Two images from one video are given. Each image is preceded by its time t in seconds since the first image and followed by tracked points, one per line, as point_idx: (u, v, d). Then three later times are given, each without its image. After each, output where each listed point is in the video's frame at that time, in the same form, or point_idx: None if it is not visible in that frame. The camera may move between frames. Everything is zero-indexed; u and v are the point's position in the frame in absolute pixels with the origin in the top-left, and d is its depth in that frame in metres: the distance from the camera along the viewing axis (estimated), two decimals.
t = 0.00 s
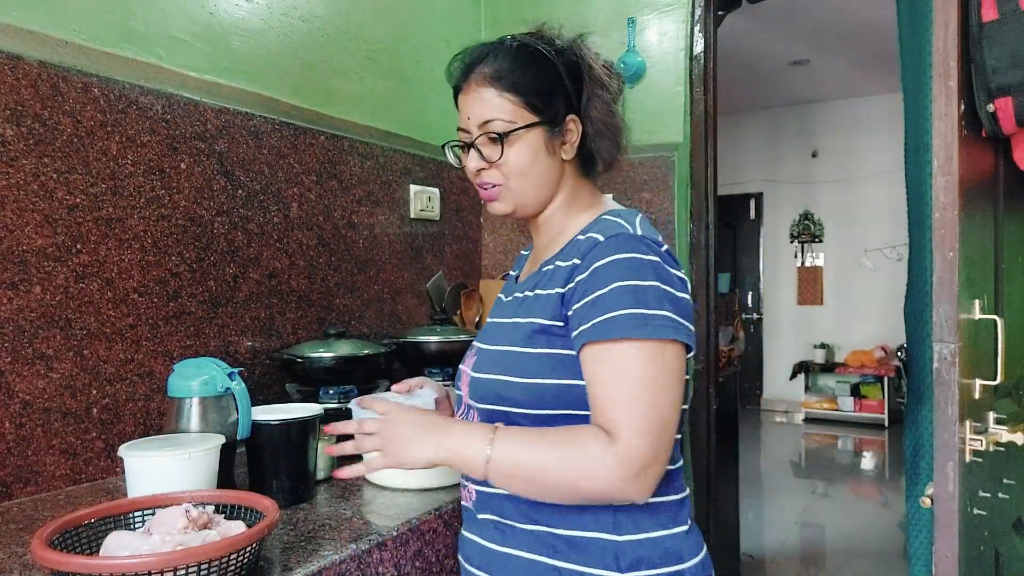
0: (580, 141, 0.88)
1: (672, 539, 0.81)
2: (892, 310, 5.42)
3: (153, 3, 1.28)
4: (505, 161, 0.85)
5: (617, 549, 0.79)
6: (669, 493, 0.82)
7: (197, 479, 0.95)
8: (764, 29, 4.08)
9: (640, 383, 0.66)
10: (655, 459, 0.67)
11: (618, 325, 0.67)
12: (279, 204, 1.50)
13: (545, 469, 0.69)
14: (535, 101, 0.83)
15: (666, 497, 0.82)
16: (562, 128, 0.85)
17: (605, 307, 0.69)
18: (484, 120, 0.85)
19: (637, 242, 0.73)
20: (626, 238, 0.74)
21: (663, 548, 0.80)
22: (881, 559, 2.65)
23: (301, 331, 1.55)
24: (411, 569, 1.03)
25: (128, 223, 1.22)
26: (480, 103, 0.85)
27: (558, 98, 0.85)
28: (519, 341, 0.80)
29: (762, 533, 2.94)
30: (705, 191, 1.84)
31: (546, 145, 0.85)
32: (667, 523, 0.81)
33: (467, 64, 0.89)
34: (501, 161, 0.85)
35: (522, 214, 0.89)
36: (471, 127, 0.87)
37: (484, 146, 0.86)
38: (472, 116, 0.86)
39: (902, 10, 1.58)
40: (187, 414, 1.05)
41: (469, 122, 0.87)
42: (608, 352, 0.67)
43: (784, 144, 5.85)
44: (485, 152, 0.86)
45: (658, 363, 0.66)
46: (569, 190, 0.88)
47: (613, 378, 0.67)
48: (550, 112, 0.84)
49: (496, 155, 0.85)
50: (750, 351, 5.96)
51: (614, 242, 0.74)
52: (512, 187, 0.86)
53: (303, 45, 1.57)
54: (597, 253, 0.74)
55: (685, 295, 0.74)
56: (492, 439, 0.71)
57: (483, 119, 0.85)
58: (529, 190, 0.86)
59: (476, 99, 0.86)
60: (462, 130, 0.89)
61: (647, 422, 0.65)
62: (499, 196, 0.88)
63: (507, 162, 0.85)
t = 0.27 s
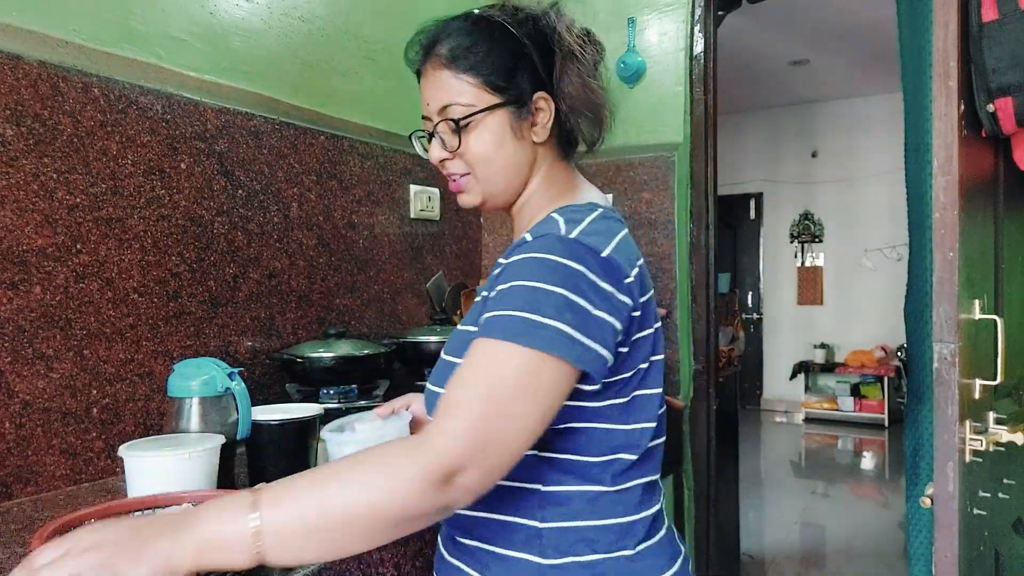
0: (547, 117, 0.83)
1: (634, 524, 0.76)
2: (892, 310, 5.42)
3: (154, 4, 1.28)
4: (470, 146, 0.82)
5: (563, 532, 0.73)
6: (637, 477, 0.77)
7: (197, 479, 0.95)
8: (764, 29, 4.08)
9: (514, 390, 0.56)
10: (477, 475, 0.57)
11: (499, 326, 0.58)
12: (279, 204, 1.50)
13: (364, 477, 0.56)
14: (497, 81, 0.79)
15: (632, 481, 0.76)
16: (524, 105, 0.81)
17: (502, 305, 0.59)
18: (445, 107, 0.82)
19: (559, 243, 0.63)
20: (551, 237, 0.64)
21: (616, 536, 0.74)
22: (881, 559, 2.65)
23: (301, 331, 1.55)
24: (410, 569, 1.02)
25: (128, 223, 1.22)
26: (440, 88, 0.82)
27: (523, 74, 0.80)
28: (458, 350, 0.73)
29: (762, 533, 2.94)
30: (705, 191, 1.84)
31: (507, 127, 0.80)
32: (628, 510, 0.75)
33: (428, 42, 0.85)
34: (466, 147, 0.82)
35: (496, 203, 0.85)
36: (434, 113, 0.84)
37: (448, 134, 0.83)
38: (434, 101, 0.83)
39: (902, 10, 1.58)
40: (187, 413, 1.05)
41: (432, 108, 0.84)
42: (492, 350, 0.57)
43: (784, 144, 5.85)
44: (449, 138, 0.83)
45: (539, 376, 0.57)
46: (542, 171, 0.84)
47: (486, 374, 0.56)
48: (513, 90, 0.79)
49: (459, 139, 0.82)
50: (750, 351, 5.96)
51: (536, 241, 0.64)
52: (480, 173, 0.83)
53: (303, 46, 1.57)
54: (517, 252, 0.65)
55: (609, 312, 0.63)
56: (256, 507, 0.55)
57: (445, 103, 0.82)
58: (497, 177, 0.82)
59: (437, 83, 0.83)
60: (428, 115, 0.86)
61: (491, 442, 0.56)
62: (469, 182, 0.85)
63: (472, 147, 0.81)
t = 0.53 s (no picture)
0: (486, 116, 0.73)
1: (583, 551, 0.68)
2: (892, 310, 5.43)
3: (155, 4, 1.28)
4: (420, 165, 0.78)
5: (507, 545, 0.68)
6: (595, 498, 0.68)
7: (197, 479, 0.95)
8: (764, 29, 4.08)
9: (422, 428, 0.54)
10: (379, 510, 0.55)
11: (408, 349, 0.55)
12: (279, 204, 1.50)
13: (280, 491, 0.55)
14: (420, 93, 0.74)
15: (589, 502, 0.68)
16: (451, 114, 0.73)
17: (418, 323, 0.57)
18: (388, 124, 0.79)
19: (484, 259, 0.59)
20: (478, 254, 0.60)
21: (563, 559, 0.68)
22: (881, 559, 2.65)
23: (301, 331, 1.55)
24: (410, 569, 1.02)
25: (128, 223, 1.22)
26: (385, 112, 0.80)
27: (448, 80, 0.72)
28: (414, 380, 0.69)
29: (762, 533, 2.94)
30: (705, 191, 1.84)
31: (438, 138, 0.75)
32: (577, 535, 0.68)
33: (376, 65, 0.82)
34: (416, 166, 0.79)
35: (461, 215, 0.80)
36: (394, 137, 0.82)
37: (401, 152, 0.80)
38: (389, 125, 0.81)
39: (902, 10, 1.58)
40: (187, 414, 1.05)
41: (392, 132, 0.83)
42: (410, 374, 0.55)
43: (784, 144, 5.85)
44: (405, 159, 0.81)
45: (450, 409, 0.54)
46: (491, 177, 0.75)
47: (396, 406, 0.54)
48: (437, 99, 0.73)
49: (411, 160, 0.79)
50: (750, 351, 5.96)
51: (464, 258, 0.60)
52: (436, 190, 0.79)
53: (303, 46, 1.57)
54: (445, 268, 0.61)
55: (535, 334, 0.57)
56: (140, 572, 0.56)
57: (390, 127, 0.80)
58: (444, 192, 0.78)
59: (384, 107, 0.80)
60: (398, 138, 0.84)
61: (398, 478, 0.53)
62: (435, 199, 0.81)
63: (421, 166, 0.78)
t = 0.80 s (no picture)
0: (484, 115, 0.71)
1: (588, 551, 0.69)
2: (892, 310, 5.43)
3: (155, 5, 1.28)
4: (420, 167, 0.77)
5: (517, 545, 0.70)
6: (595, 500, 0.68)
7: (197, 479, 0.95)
8: (765, 30, 4.08)
9: (503, 446, 0.51)
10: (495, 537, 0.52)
11: (448, 373, 0.53)
12: (279, 204, 1.50)
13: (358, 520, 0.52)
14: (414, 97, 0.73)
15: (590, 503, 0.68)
16: (445, 115, 0.72)
17: (438, 339, 0.55)
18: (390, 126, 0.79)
19: (496, 262, 0.56)
20: (488, 255, 0.57)
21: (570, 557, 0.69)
22: (881, 559, 2.65)
23: (300, 331, 1.55)
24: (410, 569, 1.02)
25: (128, 224, 1.22)
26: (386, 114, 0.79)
27: (438, 83, 0.71)
28: (406, 397, 0.67)
29: (762, 533, 2.94)
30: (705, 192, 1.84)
31: (433, 140, 0.74)
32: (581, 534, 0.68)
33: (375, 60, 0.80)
34: (417, 168, 0.78)
35: (463, 214, 0.80)
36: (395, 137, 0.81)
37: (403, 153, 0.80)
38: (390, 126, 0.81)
39: (902, 10, 1.58)
40: (187, 414, 1.05)
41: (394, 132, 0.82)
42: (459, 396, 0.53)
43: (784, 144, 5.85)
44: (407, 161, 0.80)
45: (518, 419, 0.52)
46: (490, 176, 0.73)
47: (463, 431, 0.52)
48: (431, 101, 0.72)
49: (412, 163, 0.79)
50: (750, 351, 5.96)
51: (473, 262, 0.58)
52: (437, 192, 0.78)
53: (303, 46, 1.57)
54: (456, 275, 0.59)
55: (561, 331, 0.56)
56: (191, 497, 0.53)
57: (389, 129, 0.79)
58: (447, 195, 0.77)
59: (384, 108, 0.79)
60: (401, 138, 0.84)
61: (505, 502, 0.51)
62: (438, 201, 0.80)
63: (422, 169, 0.77)
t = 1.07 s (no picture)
0: (547, 123, 0.74)
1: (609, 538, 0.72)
2: (892, 310, 5.42)
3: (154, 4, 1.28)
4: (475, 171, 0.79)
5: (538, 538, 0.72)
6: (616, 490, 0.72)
7: (197, 479, 0.95)
8: (764, 29, 4.08)
9: (609, 438, 0.59)
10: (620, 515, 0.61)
11: (558, 373, 0.61)
12: (279, 204, 1.50)
13: (504, 491, 0.65)
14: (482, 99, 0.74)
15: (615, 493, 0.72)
16: (516, 121, 0.74)
17: (542, 342, 0.63)
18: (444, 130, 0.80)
19: (588, 268, 0.65)
20: (578, 263, 0.66)
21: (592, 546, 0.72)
22: (881, 559, 2.65)
23: (300, 331, 1.55)
24: (410, 569, 1.02)
25: (128, 224, 1.22)
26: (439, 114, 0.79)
27: (512, 91, 0.73)
28: (472, 352, 0.76)
29: (762, 533, 2.94)
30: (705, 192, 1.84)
31: (499, 145, 0.75)
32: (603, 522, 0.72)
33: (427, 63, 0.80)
34: (471, 172, 0.79)
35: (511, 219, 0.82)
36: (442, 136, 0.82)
37: (455, 155, 0.80)
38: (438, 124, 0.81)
39: (902, 11, 1.58)
40: (187, 414, 1.05)
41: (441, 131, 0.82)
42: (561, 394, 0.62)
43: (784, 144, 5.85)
44: (459, 163, 0.80)
45: (622, 412, 0.60)
46: (548, 186, 0.77)
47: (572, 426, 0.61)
48: (502, 107, 0.73)
49: (465, 166, 0.79)
50: (750, 351, 5.96)
51: (564, 267, 0.66)
52: (490, 196, 0.79)
53: (303, 45, 1.57)
54: (547, 279, 0.67)
55: (651, 329, 0.65)
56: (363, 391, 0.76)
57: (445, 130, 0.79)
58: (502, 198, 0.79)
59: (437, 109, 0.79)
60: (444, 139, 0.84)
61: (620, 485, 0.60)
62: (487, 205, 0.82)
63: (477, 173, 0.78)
